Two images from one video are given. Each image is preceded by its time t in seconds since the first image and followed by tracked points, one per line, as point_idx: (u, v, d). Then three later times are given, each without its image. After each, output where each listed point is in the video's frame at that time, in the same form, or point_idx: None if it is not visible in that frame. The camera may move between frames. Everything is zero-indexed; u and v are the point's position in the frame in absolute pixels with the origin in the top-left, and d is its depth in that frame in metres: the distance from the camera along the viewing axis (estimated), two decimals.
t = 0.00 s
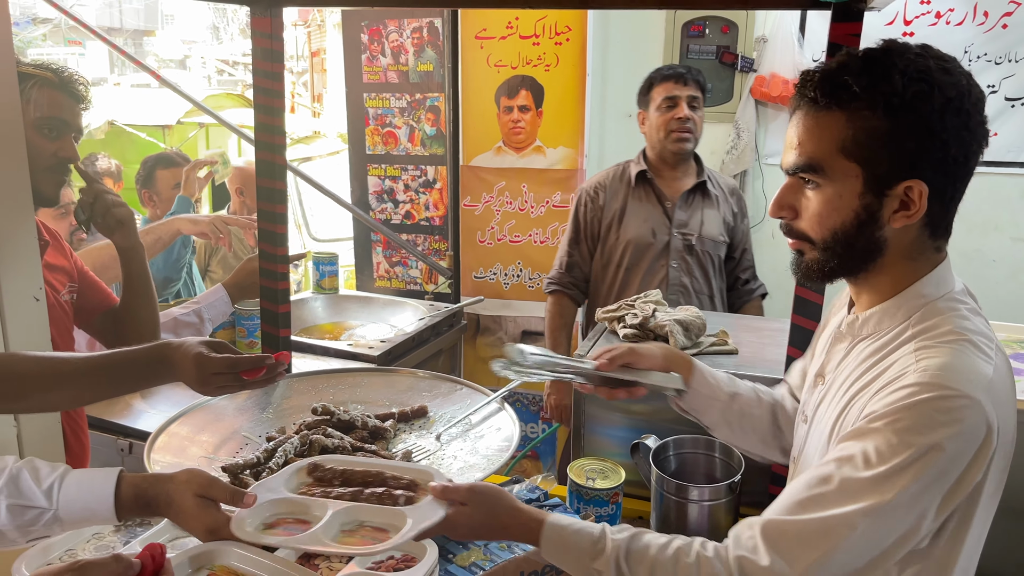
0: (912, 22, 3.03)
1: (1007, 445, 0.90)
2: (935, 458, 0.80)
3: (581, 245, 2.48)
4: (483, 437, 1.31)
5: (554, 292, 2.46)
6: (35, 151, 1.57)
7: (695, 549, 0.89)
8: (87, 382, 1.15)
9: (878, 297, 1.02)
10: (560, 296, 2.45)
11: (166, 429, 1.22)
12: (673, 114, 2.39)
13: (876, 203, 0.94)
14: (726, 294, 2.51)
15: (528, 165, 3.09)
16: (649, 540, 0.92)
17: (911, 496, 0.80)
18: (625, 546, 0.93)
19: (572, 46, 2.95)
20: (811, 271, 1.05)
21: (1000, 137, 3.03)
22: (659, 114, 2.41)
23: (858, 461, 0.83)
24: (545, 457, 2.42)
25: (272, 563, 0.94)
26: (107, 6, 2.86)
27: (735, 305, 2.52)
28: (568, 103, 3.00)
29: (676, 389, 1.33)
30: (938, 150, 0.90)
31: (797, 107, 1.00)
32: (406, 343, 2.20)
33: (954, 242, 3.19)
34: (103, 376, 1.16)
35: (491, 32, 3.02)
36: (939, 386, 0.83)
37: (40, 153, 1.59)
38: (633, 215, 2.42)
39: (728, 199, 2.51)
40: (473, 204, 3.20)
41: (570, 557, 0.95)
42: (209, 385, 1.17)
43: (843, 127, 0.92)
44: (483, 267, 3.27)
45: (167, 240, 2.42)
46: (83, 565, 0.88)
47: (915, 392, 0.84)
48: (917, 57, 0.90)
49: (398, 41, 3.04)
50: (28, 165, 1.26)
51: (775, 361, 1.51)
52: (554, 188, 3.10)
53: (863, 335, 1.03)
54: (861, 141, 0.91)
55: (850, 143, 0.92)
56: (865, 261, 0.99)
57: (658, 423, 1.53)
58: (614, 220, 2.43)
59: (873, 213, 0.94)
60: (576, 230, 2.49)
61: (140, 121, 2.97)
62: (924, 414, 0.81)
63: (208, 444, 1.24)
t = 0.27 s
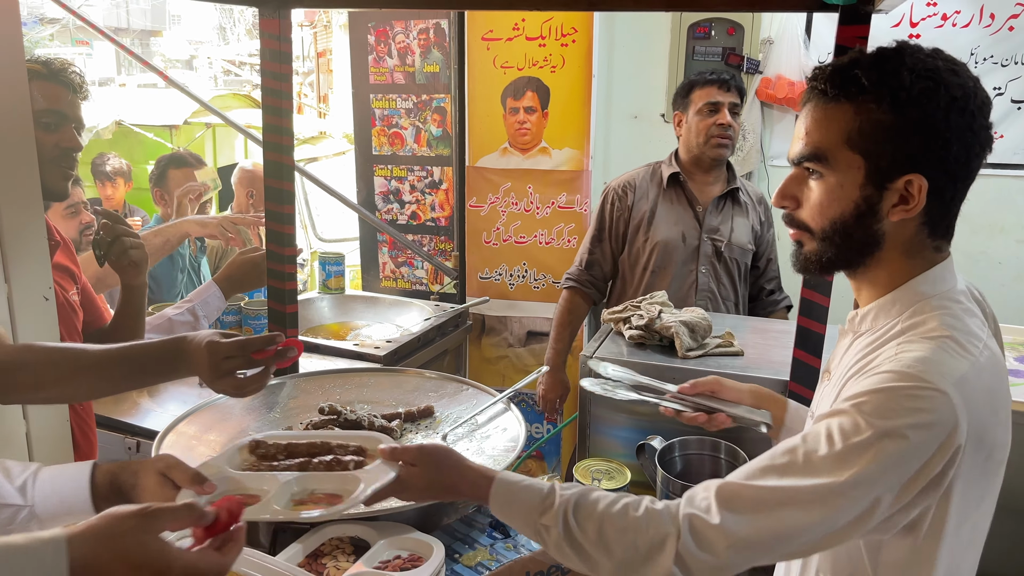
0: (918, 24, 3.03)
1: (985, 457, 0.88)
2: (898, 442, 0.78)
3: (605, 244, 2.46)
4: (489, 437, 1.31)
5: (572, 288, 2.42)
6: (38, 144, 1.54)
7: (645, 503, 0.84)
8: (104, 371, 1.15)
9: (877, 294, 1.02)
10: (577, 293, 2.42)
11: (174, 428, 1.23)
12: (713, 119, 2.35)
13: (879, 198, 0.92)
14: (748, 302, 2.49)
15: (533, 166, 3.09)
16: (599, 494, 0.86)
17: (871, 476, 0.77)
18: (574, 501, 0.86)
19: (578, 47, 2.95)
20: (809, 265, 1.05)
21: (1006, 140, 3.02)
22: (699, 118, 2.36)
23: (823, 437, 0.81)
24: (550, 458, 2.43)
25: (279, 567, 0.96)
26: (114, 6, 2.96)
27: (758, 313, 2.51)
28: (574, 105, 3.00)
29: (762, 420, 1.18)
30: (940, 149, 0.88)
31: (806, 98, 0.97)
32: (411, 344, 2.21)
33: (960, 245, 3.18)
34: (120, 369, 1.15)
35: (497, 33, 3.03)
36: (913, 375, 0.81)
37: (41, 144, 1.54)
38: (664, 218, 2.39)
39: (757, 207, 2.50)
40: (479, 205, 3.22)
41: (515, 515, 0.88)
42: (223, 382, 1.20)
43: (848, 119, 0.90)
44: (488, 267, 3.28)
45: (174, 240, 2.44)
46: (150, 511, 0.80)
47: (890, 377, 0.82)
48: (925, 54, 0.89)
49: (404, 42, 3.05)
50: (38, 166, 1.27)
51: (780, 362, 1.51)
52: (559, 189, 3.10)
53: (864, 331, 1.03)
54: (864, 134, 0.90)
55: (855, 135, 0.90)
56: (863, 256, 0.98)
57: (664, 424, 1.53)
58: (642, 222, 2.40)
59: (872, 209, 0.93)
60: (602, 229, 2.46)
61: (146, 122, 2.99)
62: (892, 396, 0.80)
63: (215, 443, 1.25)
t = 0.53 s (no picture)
0: (925, 23, 3.02)
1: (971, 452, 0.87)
2: (876, 421, 0.78)
3: (602, 246, 2.40)
4: (493, 437, 1.31)
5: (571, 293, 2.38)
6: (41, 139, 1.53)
7: (616, 468, 0.84)
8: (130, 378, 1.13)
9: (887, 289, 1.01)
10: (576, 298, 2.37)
11: (178, 427, 1.23)
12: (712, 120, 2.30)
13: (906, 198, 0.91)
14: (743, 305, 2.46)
15: (538, 166, 3.09)
16: (570, 464, 0.85)
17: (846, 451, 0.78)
18: (546, 473, 0.86)
19: (583, 46, 2.95)
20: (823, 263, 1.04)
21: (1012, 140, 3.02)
22: (696, 118, 2.32)
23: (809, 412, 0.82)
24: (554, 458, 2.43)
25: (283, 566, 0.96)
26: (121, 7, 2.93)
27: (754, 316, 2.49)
28: (579, 105, 3.00)
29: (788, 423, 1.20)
30: (967, 150, 0.88)
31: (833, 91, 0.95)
32: (415, 343, 2.21)
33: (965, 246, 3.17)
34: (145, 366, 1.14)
35: (502, 33, 3.03)
36: (902, 359, 0.82)
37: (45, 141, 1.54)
38: (661, 222, 2.34)
39: (754, 210, 2.46)
40: (483, 205, 3.22)
41: (487, 491, 0.86)
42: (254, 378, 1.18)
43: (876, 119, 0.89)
44: (492, 267, 3.28)
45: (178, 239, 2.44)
46: (220, 481, 0.83)
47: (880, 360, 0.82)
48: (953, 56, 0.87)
49: (409, 42, 3.05)
50: (43, 164, 1.27)
51: (785, 363, 1.51)
52: (563, 189, 3.10)
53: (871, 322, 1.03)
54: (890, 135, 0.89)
55: (883, 135, 0.89)
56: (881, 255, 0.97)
57: (668, 425, 1.53)
58: (640, 225, 2.35)
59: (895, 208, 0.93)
60: (599, 232, 2.40)
61: (152, 121, 3.01)
62: (879, 375, 0.80)
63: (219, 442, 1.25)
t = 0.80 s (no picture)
0: (928, 23, 3.01)
1: (1009, 439, 0.84)
2: (926, 440, 0.74)
3: (579, 255, 2.31)
4: (494, 436, 1.31)
5: (549, 304, 2.29)
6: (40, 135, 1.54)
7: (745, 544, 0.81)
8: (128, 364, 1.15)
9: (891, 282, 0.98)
10: (556, 309, 2.29)
11: (179, 425, 1.23)
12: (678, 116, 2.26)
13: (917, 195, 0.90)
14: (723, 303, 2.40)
15: (541, 165, 3.09)
16: (706, 522, 0.84)
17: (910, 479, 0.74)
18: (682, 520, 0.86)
19: (586, 46, 2.95)
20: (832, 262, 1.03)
21: (1017, 140, 3.01)
22: (662, 117, 2.28)
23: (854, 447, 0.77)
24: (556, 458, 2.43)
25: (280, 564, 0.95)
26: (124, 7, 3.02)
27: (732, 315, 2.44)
28: (581, 106, 3.01)
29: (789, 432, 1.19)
30: (972, 147, 0.87)
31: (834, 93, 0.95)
32: (418, 342, 2.21)
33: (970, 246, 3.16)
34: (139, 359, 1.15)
35: (504, 33, 3.03)
36: (927, 363, 0.77)
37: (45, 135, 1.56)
38: (638, 225, 2.27)
39: (730, 206, 2.44)
40: (485, 205, 3.22)
41: (628, 512, 0.89)
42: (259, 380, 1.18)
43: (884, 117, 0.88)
44: (495, 267, 3.28)
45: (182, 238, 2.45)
46: (249, 494, 0.82)
47: (903, 368, 0.78)
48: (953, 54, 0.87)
49: (412, 42, 3.04)
50: (46, 163, 1.28)
51: (788, 362, 1.50)
52: (566, 189, 3.10)
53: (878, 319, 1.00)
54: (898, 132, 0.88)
55: (890, 132, 0.88)
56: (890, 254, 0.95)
57: (670, 424, 1.52)
58: (617, 230, 2.28)
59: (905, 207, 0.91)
60: (575, 239, 2.31)
61: (155, 121, 3.00)
62: (914, 392, 0.75)
63: (220, 440, 1.25)
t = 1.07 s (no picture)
0: (931, 21, 3.01)
1: None
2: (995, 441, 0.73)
3: (567, 266, 2.22)
4: (495, 433, 1.31)
5: (535, 318, 2.20)
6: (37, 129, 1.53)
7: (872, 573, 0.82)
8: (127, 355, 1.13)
9: (906, 277, 0.97)
10: (542, 323, 2.20)
11: (180, 421, 1.22)
12: (656, 116, 2.25)
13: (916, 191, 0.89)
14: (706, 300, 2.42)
15: (543, 163, 3.10)
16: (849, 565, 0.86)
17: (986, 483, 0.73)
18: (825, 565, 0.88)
19: (587, 44, 2.95)
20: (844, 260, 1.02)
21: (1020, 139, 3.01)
22: (638, 117, 2.26)
23: (926, 456, 0.76)
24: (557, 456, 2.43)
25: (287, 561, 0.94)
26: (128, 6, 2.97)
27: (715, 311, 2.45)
28: (583, 104, 3.01)
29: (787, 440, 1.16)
30: (981, 152, 0.86)
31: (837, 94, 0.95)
32: (419, 340, 2.21)
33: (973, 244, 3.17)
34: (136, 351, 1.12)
35: (506, 30, 3.02)
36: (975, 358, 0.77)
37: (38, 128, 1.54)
38: (627, 232, 2.23)
39: (707, 203, 2.47)
40: (487, 203, 3.22)
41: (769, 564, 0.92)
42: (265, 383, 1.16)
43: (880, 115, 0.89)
44: (497, 265, 3.28)
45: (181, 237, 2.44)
46: (266, 494, 0.82)
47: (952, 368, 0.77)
48: (959, 58, 0.85)
49: (414, 40, 3.03)
50: (45, 158, 1.27)
51: (790, 359, 1.50)
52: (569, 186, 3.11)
53: (893, 311, 0.99)
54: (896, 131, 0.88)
55: (876, 130, 0.89)
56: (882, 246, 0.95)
57: (670, 421, 1.52)
58: (607, 238, 2.22)
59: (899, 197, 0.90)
60: (562, 250, 2.22)
61: (159, 119, 3.02)
62: (972, 394, 0.75)
63: (219, 436, 1.25)
